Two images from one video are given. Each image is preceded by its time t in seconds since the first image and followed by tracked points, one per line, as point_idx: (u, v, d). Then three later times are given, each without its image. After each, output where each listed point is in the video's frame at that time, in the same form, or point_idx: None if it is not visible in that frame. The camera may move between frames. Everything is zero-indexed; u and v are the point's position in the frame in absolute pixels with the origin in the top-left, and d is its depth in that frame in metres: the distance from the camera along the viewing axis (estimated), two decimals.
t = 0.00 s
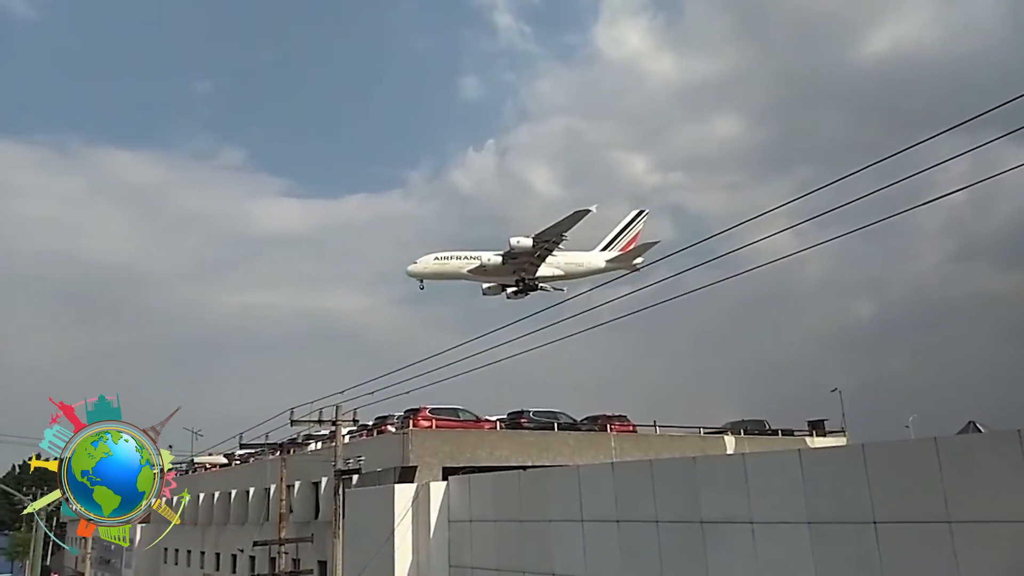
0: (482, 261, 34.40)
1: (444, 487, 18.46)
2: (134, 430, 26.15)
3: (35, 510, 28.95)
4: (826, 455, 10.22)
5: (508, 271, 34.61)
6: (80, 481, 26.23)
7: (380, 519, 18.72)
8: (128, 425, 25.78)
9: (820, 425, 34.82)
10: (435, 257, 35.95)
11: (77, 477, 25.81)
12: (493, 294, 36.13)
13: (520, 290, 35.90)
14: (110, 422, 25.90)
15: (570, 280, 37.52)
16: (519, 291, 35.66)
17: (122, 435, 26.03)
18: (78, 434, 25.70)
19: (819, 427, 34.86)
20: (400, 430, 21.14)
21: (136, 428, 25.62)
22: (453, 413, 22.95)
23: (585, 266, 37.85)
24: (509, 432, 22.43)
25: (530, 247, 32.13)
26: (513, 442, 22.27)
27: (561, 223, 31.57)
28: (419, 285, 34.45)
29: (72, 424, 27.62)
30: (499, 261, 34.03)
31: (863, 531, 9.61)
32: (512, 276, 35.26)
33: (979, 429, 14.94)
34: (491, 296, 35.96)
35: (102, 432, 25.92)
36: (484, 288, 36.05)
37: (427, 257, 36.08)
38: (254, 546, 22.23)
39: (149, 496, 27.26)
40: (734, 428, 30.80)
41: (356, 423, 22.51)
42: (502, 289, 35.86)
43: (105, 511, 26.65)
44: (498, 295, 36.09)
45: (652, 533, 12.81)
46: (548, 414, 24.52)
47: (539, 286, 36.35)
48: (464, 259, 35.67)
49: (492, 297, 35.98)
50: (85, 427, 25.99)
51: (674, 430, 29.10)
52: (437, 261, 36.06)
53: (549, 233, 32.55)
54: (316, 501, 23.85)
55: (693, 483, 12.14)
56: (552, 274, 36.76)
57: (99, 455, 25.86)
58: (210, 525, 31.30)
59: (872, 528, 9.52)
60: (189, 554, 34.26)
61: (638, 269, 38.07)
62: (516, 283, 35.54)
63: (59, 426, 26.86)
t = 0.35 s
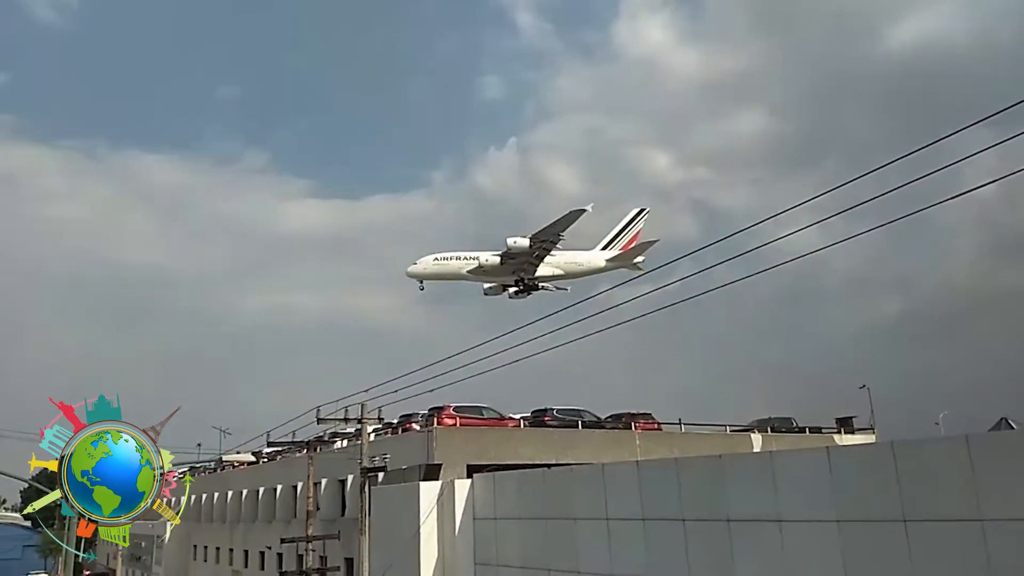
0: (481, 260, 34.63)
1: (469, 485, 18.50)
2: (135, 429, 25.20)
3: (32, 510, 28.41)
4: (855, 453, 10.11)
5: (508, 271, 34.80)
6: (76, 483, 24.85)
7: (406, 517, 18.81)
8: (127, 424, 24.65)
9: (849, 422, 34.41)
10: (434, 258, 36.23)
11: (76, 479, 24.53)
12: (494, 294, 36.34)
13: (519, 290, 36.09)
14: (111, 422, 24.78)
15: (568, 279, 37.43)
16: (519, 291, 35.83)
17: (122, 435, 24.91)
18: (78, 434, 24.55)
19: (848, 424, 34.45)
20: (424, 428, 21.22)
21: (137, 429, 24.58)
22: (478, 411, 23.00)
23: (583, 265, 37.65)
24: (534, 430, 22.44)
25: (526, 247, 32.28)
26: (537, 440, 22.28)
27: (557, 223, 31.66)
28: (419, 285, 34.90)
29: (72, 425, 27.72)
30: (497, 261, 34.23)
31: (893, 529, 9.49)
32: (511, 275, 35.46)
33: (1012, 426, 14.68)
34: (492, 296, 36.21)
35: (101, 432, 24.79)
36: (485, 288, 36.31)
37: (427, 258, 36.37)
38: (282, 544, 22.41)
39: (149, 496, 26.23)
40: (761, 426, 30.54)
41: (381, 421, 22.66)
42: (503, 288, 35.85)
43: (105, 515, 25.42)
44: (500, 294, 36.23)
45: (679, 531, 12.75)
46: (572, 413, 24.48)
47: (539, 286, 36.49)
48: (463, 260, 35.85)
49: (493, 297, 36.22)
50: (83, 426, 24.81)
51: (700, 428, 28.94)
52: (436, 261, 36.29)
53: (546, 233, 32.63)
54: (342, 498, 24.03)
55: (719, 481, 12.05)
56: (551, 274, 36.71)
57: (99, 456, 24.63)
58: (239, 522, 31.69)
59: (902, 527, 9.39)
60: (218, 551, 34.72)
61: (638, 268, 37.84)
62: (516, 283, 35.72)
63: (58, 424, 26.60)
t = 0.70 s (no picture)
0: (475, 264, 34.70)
1: (492, 485, 18.52)
2: (135, 429, 25.08)
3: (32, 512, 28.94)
4: (881, 452, 9.99)
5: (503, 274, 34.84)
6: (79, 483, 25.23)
7: (429, 517, 18.87)
8: (120, 424, 24.72)
9: (876, 422, 34.00)
10: (430, 261, 36.57)
11: (76, 479, 24.80)
12: (491, 295, 36.51)
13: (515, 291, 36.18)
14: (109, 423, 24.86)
15: (566, 281, 37.36)
16: (517, 292, 36.25)
17: (119, 435, 24.81)
18: (79, 434, 24.69)
19: (874, 424, 34.04)
20: (446, 428, 21.28)
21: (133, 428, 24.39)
22: (499, 412, 23.03)
23: (578, 267, 37.38)
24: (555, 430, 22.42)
25: (519, 250, 32.27)
26: (559, 440, 22.26)
27: (548, 226, 31.60)
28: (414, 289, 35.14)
29: (71, 425, 28.10)
30: (491, 264, 34.27)
31: (922, 530, 9.35)
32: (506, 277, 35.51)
33: None
34: (489, 298, 36.37)
35: (101, 432, 24.93)
36: (482, 290, 36.46)
37: (423, 261, 36.71)
38: (307, 543, 22.58)
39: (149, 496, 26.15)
40: (785, 426, 30.26)
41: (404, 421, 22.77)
42: (501, 291, 36.32)
43: (106, 515, 25.73)
44: (497, 296, 36.53)
45: (703, 532, 12.66)
46: (594, 413, 24.43)
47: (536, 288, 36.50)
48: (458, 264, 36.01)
49: (490, 298, 36.38)
50: (83, 427, 24.93)
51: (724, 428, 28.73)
52: (432, 265, 36.60)
53: (537, 236, 32.57)
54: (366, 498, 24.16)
55: (745, 481, 11.96)
56: (547, 276, 36.65)
57: (98, 456, 24.80)
58: (265, 522, 31.97)
59: (930, 527, 9.26)
60: (244, 550, 35.06)
61: (635, 269, 37.59)
62: (512, 286, 36.06)
63: (56, 426, 26.75)
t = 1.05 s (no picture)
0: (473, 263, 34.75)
1: (515, 481, 18.55)
2: (134, 430, 27.61)
3: (31, 512, 29.77)
4: (909, 449, 9.86)
5: (501, 272, 34.81)
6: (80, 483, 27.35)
7: (453, 512, 18.94)
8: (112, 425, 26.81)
9: (904, 418, 33.53)
10: (430, 259, 36.97)
11: (77, 479, 27.10)
12: (491, 294, 36.53)
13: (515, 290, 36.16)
14: (110, 423, 27.29)
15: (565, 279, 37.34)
16: (517, 291, 36.15)
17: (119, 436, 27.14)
18: (80, 435, 27.03)
19: (903, 420, 33.58)
20: (469, 424, 21.33)
21: (134, 430, 26.82)
22: (522, 408, 23.06)
23: (578, 265, 37.41)
24: (578, 426, 22.39)
25: (515, 249, 32.21)
26: (583, 436, 22.23)
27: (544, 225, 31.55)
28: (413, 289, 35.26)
29: (72, 425, 28.96)
30: (489, 263, 34.28)
31: (951, 528, 9.22)
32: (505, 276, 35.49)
33: None
34: (490, 296, 36.41)
35: (101, 432, 27.36)
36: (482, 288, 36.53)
37: (423, 259, 37.07)
38: (333, 537, 22.79)
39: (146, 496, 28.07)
40: (812, 423, 29.95)
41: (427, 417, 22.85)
42: (501, 289, 36.20)
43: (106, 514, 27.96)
44: (498, 295, 36.48)
45: (728, 529, 12.59)
46: (618, 409, 24.34)
47: (536, 286, 36.44)
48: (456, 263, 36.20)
49: (490, 297, 36.43)
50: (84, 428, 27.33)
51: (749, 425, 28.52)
52: (431, 263, 36.93)
53: (533, 234, 32.48)
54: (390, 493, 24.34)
55: (770, 478, 11.87)
56: (546, 274, 36.61)
57: (99, 456, 27.19)
58: (291, 516, 32.33)
59: (960, 525, 9.12)
60: (271, 543, 35.49)
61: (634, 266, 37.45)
62: (512, 284, 35.87)
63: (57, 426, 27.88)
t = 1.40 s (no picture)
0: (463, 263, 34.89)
1: (532, 479, 18.54)
2: (134, 429, 26.75)
3: (32, 512, 29.87)
4: (932, 451, 9.73)
5: (492, 273, 34.92)
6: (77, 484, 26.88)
7: (470, 510, 18.99)
8: (127, 427, 26.22)
9: (926, 418, 33.17)
10: (421, 259, 37.17)
11: (77, 479, 26.28)
12: (485, 294, 36.68)
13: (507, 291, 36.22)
14: (110, 423, 26.36)
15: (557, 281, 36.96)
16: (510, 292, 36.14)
17: (120, 436, 26.38)
18: (78, 435, 26.17)
19: (924, 421, 33.21)
20: (486, 422, 21.34)
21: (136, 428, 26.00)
22: (539, 406, 23.04)
23: (569, 266, 36.96)
24: (595, 424, 22.34)
25: (503, 250, 32.28)
26: (600, 434, 22.17)
27: (532, 225, 31.65)
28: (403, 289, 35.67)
29: (72, 426, 29.13)
30: (478, 263, 34.41)
31: (973, 530, 9.11)
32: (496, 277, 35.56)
33: None
34: (482, 297, 36.55)
35: (101, 432, 26.46)
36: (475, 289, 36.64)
37: (415, 260, 37.32)
38: (351, 533, 22.87)
39: (151, 496, 27.52)
40: (832, 423, 29.70)
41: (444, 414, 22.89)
42: (495, 289, 36.22)
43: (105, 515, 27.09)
44: (491, 295, 36.60)
45: (746, 528, 12.53)
46: (635, 408, 24.25)
47: (528, 288, 36.36)
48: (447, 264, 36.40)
49: (483, 297, 36.56)
50: (84, 427, 26.49)
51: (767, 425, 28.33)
52: (423, 264, 37.11)
53: (521, 235, 32.55)
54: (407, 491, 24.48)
55: (790, 479, 11.77)
56: (536, 275, 36.36)
57: (99, 456, 26.30)
58: (309, 512, 32.50)
59: (983, 527, 9.01)
60: (290, 539, 35.80)
61: (627, 266, 36.93)
62: (504, 285, 35.84)
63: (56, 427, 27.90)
